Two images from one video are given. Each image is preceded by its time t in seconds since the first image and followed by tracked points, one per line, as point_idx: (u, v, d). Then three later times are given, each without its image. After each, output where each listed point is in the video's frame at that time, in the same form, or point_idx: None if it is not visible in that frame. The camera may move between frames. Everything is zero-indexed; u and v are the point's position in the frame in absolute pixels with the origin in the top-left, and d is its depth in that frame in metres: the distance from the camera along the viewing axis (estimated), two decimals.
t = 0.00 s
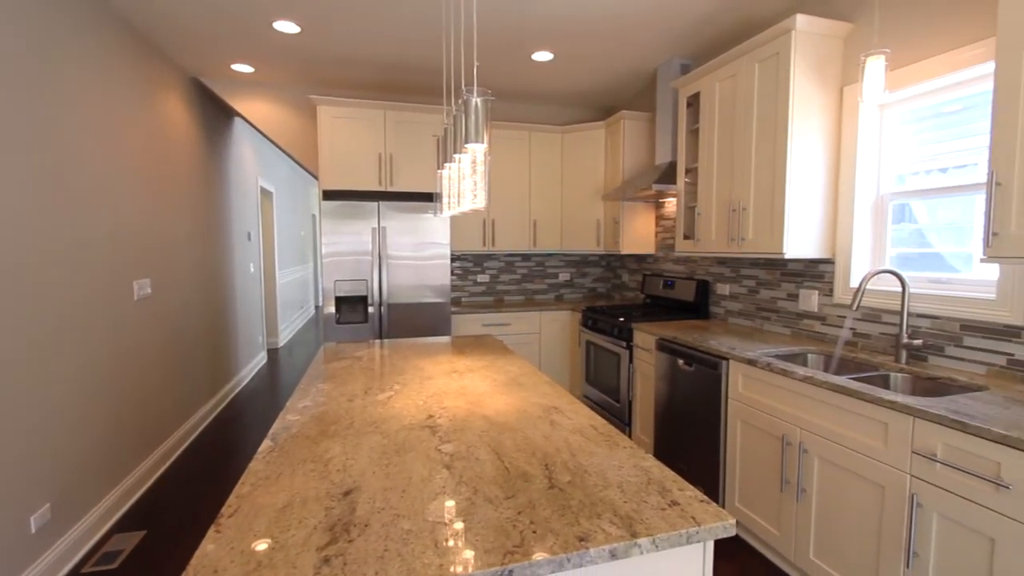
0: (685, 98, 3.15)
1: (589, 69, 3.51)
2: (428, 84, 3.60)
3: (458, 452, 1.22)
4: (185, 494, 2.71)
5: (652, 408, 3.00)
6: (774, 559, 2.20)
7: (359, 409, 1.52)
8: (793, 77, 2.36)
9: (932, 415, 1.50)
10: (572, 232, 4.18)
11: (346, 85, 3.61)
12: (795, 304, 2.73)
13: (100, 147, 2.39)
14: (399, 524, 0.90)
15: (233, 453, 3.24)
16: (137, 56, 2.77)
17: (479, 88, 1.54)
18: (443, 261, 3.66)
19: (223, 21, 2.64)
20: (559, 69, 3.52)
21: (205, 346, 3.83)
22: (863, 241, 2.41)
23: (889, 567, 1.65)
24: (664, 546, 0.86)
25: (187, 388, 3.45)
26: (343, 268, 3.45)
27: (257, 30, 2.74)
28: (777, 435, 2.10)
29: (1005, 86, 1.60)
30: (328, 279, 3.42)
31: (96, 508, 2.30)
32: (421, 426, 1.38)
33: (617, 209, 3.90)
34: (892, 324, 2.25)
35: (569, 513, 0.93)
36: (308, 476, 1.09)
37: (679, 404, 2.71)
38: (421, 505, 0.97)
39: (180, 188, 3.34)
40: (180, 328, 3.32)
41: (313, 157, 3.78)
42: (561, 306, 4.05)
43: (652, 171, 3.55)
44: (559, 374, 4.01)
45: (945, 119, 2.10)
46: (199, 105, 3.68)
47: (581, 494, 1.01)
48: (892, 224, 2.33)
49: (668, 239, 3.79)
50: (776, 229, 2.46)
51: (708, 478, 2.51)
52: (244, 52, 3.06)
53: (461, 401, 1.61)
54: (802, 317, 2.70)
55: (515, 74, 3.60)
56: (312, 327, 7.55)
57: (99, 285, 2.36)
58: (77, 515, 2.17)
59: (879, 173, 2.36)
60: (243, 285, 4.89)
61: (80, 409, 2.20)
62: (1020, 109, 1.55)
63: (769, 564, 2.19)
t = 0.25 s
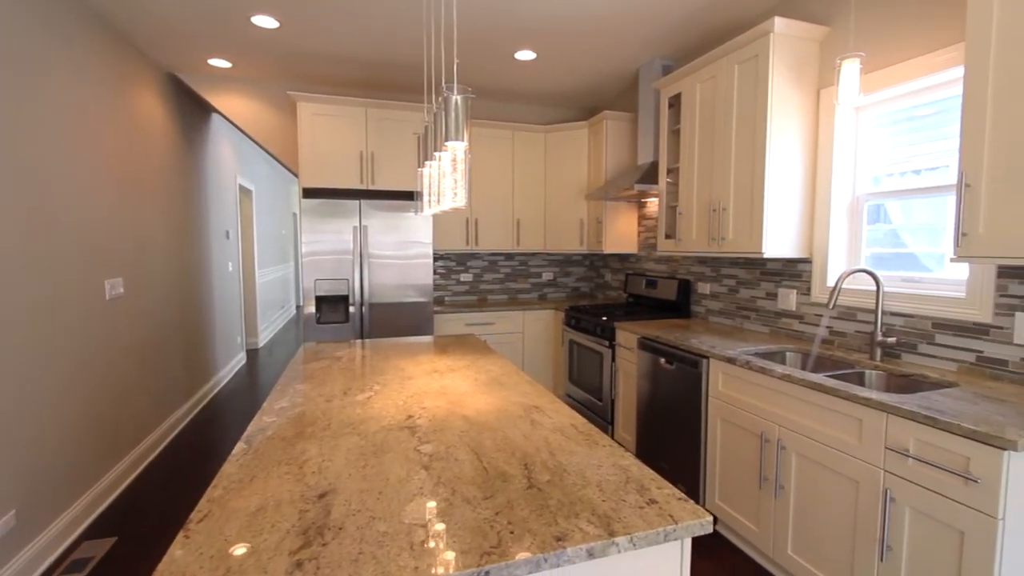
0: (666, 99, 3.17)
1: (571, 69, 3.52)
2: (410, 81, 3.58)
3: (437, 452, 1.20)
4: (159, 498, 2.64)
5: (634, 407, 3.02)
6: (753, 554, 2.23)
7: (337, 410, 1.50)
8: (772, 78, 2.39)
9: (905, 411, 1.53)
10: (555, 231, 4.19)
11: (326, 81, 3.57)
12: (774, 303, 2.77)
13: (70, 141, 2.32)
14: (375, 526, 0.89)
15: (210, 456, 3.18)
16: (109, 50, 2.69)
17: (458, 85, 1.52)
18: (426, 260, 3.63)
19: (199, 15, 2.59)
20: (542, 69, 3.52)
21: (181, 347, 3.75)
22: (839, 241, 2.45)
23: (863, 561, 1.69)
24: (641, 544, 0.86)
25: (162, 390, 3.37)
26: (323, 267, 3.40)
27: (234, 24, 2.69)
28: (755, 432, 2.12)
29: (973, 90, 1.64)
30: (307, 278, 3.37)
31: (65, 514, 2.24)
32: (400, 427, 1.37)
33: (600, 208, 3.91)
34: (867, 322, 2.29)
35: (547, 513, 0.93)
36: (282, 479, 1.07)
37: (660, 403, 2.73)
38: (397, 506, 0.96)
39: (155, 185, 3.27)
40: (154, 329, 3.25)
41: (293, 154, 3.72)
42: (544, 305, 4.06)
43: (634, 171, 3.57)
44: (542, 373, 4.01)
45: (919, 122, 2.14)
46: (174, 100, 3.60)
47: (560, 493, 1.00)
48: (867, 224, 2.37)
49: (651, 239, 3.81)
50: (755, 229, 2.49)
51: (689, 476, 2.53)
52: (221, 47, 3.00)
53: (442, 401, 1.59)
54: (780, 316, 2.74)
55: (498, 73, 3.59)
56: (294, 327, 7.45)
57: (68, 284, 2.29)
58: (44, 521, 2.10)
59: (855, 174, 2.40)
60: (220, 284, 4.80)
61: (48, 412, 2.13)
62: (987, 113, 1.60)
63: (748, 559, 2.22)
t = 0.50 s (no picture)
0: (650, 99, 3.18)
1: (555, 68, 3.52)
2: (393, 78, 3.54)
3: (417, 453, 1.19)
4: (134, 502, 2.58)
5: (618, 405, 3.03)
6: (734, 550, 2.25)
7: (316, 411, 1.48)
8: (752, 80, 2.41)
9: (881, 408, 1.56)
10: (539, 230, 4.18)
11: (307, 77, 3.52)
12: (754, 301, 2.80)
13: (39, 135, 2.25)
14: (350, 529, 0.87)
15: (187, 459, 3.12)
16: (81, 42, 2.62)
17: (440, 82, 1.50)
18: (409, 259, 3.59)
19: (175, 7, 2.53)
20: (526, 67, 3.51)
21: (157, 347, 3.67)
22: (818, 241, 2.48)
23: (840, 555, 1.71)
24: (620, 544, 0.86)
25: (137, 392, 3.29)
26: (304, 266, 3.34)
27: (211, 17, 2.63)
28: (736, 429, 2.14)
29: (946, 93, 1.67)
30: (288, 277, 3.32)
31: (33, 521, 2.17)
32: (380, 427, 1.35)
33: (584, 207, 3.91)
34: (845, 320, 2.33)
35: (526, 513, 0.92)
36: (257, 482, 1.05)
37: (643, 401, 2.74)
38: (374, 509, 0.94)
39: (129, 181, 3.19)
40: (129, 329, 3.17)
41: (273, 151, 3.66)
42: (528, 304, 4.05)
43: (618, 171, 3.58)
44: (527, 372, 4.01)
45: (895, 125, 2.17)
46: (150, 94, 3.51)
47: (539, 493, 1.00)
48: (845, 224, 2.41)
49: (635, 238, 3.82)
50: (736, 228, 2.51)
51: (671, 473, 2.55)
52: (198, 40, 2.93)
53: (423, 400, 1.58)
54: (761, 314, 2.77)
55: (481, 71, 3.57)
56: (275, 327, 7.34)
57: (37, 283, 2.22)
58: (11, 528, 2.04)
59: (834, 175, 2.44)
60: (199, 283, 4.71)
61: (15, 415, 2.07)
62: (960, 115, 1.63)
63: (729, 555, 2.24)
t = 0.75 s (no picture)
0: (635, 97, 3.18)
1: (541, 66, 3.51)
2: (376, 74, 3.50)
3: (397, 454, 1.17)
4: (108, 507, 2.52)
5: (603, 404, 3.03)
6: (717, 546, 2.26)
7: (295, 413, 1.45)
8: (736, 79, 2.43)
9: (860, 405, 1.57)
10: (525, 229, 4.17)
11: (289, 72, 3.46)
12: (738, 300, 2.82)
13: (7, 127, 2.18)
14: (326, 533, 0.85)
15: (164, 462, 3.05)
16: (52, 33, 2.55)
17: (421, 78, 1.49)
18: (393, 257, 3.55)
19: None
20: (511, 65, 3.50)
21: (133, 347, 3.58)
22: (800, 240, 2.51)
23: (821, 551, 1.72)
24: (601, 544, 0.85)
25: (111, 394, 3.21)
26: (285, 264, 3.28)
27: (189, 9, 2.58)
28: (719, 427, 2.15)
29: (924, 93, 1.69)
30: (269, 275, 3.25)
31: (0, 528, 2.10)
32: (360, 428, 1.33)
33: (570, 206, 3.91)
34: (826, 319, 2.35)
35: (507, 515, 0.91)
36: (231, 485, 1.02)
37: (628, 399, 2.75)
38: (351, 512, 0.92)
39: (102, 177, 3.10)
40: (102, 329, 3.09)
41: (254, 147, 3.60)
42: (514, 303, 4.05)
43: (603, 169, 3.58)
44: (512, 371, 4.00)
45: (875, 126, 2.20)
46: (125, 88, 3.43)
47: (520, 494, 0.98)
48: (827, 223, 2.43)
49: (620, 236, 3.82)
50: (720, 227, 2.53)
51: (655, 471, 2.56)
52: (175, 32, 2.87)
53: (405, 401, 1.56)
54: (744, 313, 2.79)
55: (466, 68, 3.55)
56: (258, 326, 7.23)
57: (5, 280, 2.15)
58: None
59: (815, 175, 2.46)
60: (178, 281, 4.61)
61: None
62: (937, 115, 1.65)
63: (713, 552, 2.25)
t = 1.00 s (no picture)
0: (623, 95, 3.16)
1: (528, 63, 3.49)
2: (362, 69, 3.46)
3: (378, 455, 1.15)
4: (84, 510, 2.46)
5: (590, 402, 3.03)
6: (704, 544, 2.26)
7: (275, 414, 1.42)
8: (722, 77, 2.42)
9: (845, 402, 1.58)
10: (513, 227, 4.15)
11: (272, 66, 3.41)
12: (725, 298, 2.83)
13: None
14: (302, 538, 0.83)
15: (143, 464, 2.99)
16: (25, 25, 2.47)
17: (404, 72, 1.46)
18: (378, 255, 3.51)
19: None
20: (498, 61, 3.47)
21: (111, 348, 3.51)
22: (785, 238, 2.52)
23: (806, 548, 1.73)
24: (585, 546, 0.84)
25: (88, 395, 3.14)
26: (268, 262, 3.23)
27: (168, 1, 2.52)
28: (706, 425, 2.15)
29: (909, 91, 1.69)
30: (252, 274, 3.19)
31: None
32: (341, 429, 1.30)
33: (558, 204, 3.90)
34: (811, 316, 2.37)
35: (489, 517, 0.89)
36: (205, 489, 0.99)
37: (615, 397, 2.74)
38: (329, 516, 0.90)
39: (78, 172, 3.03)
40: (79, 329, 3.02)
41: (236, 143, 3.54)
42: (501, 301, 4.03)
43: (591, 167, 3.57)
44: (500, 370, 3.99)
45: (860, 125, 2.21)
46: (102, 81, 3.35)
47: (504, 496, 0.96)
48: (812, 222, 2.44)
49: (608, 234, 3.82)
50: (707, 225, 2.53)
51: (643, 470, 2.55)
52: (154, 25, 2.80)
53: (388, 401, 1.53)
54: (731, 311, 2.80)
55: (453, 65, 3.52)
56: (243, 326, 7.13)
57: None
58: None
59: (801, 174, 2.47)
60: (159, 280, 4.53)
61: None
62: (921, 114, 1.66)
63: (699, 550, 2.26)
